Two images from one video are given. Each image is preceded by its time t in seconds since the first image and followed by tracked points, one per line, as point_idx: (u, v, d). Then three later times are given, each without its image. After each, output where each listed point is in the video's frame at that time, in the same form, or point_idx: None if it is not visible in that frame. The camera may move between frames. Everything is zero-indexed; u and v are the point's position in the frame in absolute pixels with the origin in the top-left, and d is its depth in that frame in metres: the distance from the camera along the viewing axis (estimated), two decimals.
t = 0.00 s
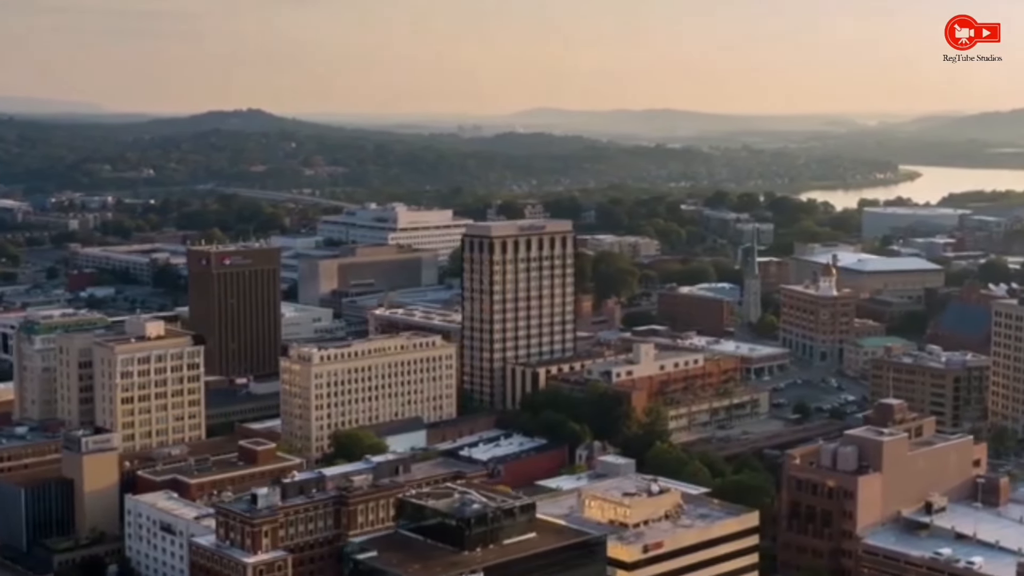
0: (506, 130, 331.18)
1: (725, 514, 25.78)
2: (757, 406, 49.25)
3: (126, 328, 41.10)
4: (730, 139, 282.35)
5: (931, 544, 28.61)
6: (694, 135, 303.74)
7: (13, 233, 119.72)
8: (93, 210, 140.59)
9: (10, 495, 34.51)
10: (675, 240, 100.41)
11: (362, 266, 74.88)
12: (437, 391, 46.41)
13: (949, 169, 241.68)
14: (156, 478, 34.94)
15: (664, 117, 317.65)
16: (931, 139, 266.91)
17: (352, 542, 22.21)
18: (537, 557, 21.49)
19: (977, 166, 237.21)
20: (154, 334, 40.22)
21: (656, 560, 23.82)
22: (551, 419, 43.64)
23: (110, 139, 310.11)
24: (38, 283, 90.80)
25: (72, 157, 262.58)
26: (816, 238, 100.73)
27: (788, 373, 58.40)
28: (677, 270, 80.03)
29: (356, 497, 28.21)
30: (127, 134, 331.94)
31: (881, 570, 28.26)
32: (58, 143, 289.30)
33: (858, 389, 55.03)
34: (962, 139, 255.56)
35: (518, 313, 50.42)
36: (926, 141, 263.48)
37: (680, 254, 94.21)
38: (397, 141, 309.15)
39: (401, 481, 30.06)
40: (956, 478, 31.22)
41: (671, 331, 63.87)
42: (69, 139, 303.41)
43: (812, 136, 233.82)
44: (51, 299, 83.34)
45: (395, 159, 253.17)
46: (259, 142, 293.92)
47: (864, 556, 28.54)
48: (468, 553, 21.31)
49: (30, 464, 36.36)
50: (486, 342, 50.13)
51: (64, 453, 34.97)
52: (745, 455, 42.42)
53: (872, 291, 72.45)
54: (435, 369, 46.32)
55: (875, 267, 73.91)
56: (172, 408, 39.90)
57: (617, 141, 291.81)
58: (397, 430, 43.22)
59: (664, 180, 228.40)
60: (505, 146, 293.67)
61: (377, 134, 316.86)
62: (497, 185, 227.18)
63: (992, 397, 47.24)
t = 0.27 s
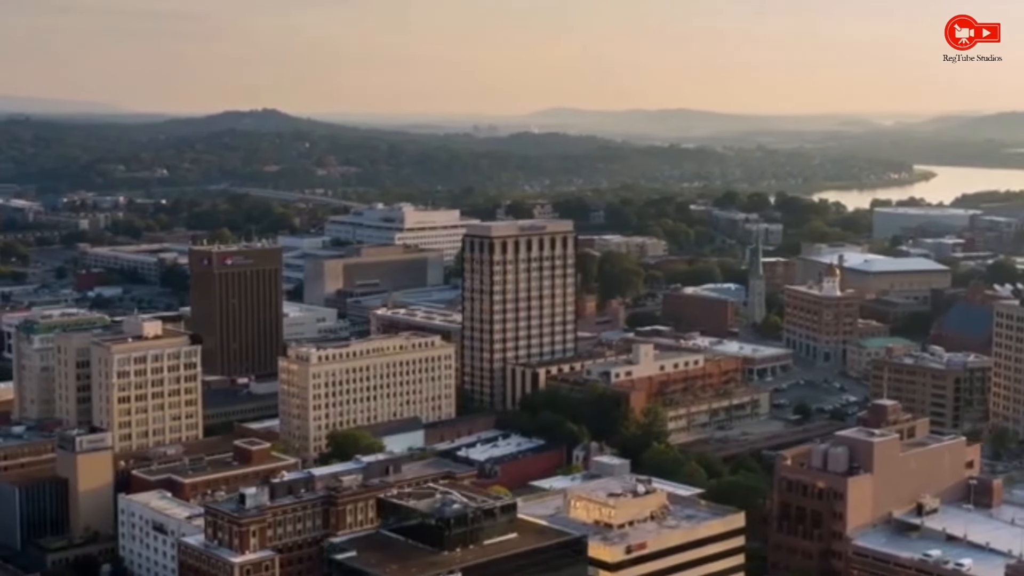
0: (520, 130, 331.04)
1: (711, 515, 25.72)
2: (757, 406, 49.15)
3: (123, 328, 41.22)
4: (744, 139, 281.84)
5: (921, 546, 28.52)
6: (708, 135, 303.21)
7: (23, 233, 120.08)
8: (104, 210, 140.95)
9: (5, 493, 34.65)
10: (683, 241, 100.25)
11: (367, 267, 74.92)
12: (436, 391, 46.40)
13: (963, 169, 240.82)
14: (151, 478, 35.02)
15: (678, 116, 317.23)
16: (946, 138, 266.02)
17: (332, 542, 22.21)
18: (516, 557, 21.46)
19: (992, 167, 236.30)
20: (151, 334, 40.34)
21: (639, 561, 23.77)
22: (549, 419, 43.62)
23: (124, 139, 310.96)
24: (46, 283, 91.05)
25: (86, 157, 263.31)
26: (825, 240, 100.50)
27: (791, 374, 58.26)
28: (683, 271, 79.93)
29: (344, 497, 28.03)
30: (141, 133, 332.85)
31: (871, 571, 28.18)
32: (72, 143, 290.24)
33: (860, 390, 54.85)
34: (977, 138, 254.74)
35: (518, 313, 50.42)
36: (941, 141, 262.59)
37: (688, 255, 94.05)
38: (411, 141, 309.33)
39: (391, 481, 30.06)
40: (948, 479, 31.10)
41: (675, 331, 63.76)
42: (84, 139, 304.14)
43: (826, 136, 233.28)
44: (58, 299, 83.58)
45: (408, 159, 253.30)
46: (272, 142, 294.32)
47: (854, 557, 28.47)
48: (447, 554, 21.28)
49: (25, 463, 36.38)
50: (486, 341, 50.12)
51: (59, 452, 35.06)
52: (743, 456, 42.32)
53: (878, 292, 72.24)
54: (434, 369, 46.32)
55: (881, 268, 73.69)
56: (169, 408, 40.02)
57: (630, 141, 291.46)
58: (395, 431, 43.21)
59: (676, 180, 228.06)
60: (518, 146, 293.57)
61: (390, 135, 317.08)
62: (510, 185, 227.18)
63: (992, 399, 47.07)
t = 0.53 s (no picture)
0: (537, 130, 331.04)
1: (695, 516, 25.67)
2: (757, 407, 49.00)
3: (121, 327, 41.31)
4: (761, 139, 281.29)
5: (909, 548, 28.42)
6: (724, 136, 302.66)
7: (36, 233, 120.59)
8: (118, 210, 141.47)
9: None
10: (693, 241, 100.13)
11: (373, 267, 74.98)
12: (434, 391, 46.40)
13: (981, 170, 239.94)
14: (144, 478, 35.12)
15: (695, 116, 316.78)
16: (964, 138, 265.04)
17: (309, 541, 22.20)
18: (492, 557, 21.44)
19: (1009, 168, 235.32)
20: (148, 333, 40.42)
21: (620, 562, 23.73)
22: (546, 420, 43.62)
23: (140, 140, 312.11)
24: (55, 283, 91.41)
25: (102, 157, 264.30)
26: (836, 241, 100.28)
27: (794, 375, 58.06)
28: (690, 271, 79.81)
29: (331, 498, 28.04)
30: (158, 134, 334.03)
31: (858, 574, 28.10)
32: (89, 144, 291.44)
33: (864, 392, 54.64)
34: (994, 138, 253.82)
35: (518, 313, 50.40)
36: (959, 141, 261.67)
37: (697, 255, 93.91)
38: (426, 142, 309.64)
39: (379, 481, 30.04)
40: (939, 481, 30.97)
41: (678, 332, 63.66)
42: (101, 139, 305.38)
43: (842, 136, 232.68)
44: (67, 299, 83.90)
45: (423, 160, 253.52)
46: (288, 142, 294.97)
47: (842, 559, 28.40)
48: (424, 554, 21.28)
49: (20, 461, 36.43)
50: (486, 342, 50.09)
51: (53, 451, 35.13)
52: (739, 457, 42.21)
53: (885, 292, 71.99)
54: (432, 369, 46.32)
55: (887, 268, 73.45)
56: (166, 407, 40.11)
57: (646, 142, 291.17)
58: (392, 431, 43.23)
59: (692, 180, 227.75)
60: (533, 147, 293.55)
61: (407, 135, 317.38)
62: (525, 186, 227.23)
63: (994, 400, 46.88)
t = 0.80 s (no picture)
0: (551, 130, 331.05)
1: (681, 516, 25.59)
2: (757, 408, 48.87)
3: (119, 327, 41.42)
4: (775, 138, 280.79)
5: (899, 549, 28.33)
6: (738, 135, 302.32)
7: (47, 233, 121.02)
8: (129, 210, 141.90)
9: None
10: (701, 242, 99.99)
11: (379, 267, 75.05)
12: (433, 392, 46.42)
13: (995, 171, 239.14)
14: (138, 478, 35.23)
15: (709, 117, 316.33)
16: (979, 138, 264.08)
17: (290, 541, 22.20)
18: (472, 557, 21.39)
19: None
20: (145, 333, 40.57)
21: (603, 563, 23.67)
22: (544, 421, 43.60)
23: (154, 141, 313.06)
24: (64, 283, 91.77)
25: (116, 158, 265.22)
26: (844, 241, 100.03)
27: (797, 376, 57.93)
28: (696, 271, 79.68)
29: (319, 498, 28.14)
30: (172, 134, 334.99)
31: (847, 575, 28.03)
32: (103, 144, 292.56)
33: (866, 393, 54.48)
34: (1009, 138, 252.81)
35: (518, 313, 50.34)
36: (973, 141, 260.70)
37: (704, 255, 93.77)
38: (440, 142, 309.88)
39: (369, 481, 30.05)
40: (931, 482, 30.87)
41: (682, 333, 63.55)
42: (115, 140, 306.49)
43: (856, 136, 232.09)
44: (74, 299, 84.20)
45: (435, 160, 253.80)
46: (301, 142, 295.51)
47: (831, 561, 28.32)
48: (403, 554, 21.25)
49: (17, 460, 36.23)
50: (486, 342, 50.07)
51: (48, 451, 35.25)
52: (736, 458, 42.10)
53: (890, 293, 71.75)
54: (431, 370, 46.32)
55: (893, 269, 73.22)
56: (163, 407, 40.24)
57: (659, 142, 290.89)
58: (390, 432, 43.28)
59: (704, 181, 227.43)
60: (546, 147, 293.53)
61: (420, 136, 317.69)
62: (537, 186, 227.19)
63: (995, 401, 46.68)
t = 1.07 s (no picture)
0: (565, 131, 331.00)
1: (666, 518, 25.56)
2: (757, 409, 48.76)
3: (116, 327, 41.57)
4: (789, 138, 280.24)
5: (888, 552, 28.24)
6: (753, 135, 301.84)
7: (57, 233, 121.45)
8: (140, 210, 142.35)
9: None
10: (709, 242, 99.90)
11: (385, 267, 75.10)
12: (432, 392, 46.45)
13: (1010, 172, 238.27)
14: (133, 477, 35.30)
15: (722, 117, 316.01)
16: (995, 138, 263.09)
17: (271, 542, 22.22)
18: (450, 558, 21.37)
19: None
20: (142, 333, 40.77)
21: (586, 564, 23.64)
22: (542, 421, 43.58)
23: (168, 141, 314.01)
24: (72, 283, 92.11)
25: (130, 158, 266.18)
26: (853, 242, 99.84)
27: (800, 377, 57.82)
28: (702, 272, 79.57)
29: (308, 499, 28.23)
30: (186, 134, 335.97)
31: None
32: (117, 144, 293.66)
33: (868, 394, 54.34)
34: None
35: (518, 314, 50.30)
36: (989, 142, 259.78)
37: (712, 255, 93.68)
38: (453, 142, 310.14)
39: (359, 481, 30.10)
40: (923, 484, 30.74)
41: (685, 334, 63.47)
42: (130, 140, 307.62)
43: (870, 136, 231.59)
44: (82, 299, 84.52)
45: (448, 161, 254.05)
46: (315, 143, 296.08)
47: (821, 563, 28.25)
48: (382, 555, 21.24)
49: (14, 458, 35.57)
50: (486, 342, 50.05)
51: (43, 451, 35.33)
52: (734, 460, 42.03)
53: (896, 294, 71.57)
54: (430, 370, 46.34)
55: (900, 270, 73.02)
56: (160, 407, 40.44)
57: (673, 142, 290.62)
58: (388, 432, 43.32)
59: (717, 181, 227.13)
60: (560, 147, 293.49)
61: (434, 136, 317.99)
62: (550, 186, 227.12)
63: (995, 403, 46.51)
